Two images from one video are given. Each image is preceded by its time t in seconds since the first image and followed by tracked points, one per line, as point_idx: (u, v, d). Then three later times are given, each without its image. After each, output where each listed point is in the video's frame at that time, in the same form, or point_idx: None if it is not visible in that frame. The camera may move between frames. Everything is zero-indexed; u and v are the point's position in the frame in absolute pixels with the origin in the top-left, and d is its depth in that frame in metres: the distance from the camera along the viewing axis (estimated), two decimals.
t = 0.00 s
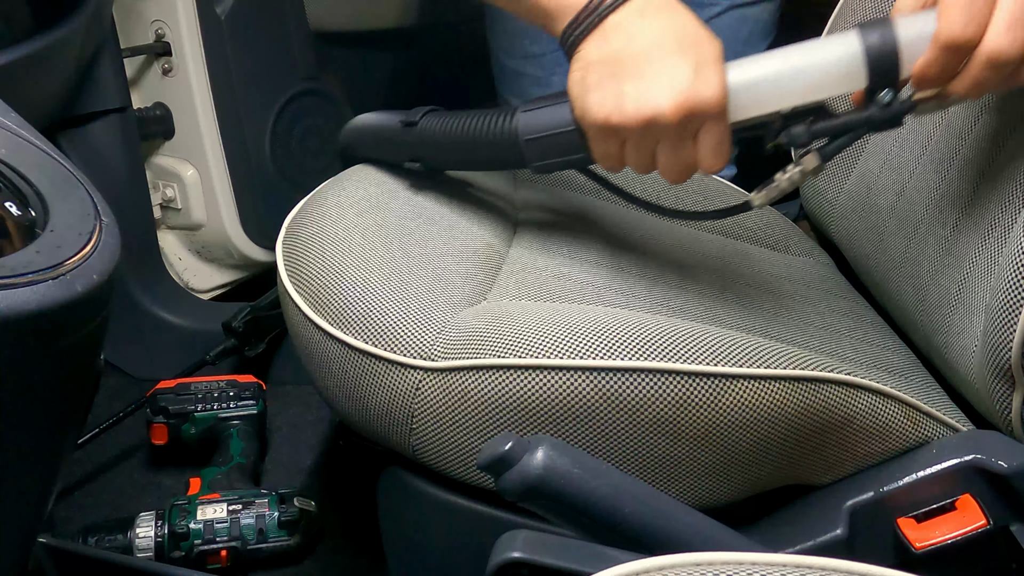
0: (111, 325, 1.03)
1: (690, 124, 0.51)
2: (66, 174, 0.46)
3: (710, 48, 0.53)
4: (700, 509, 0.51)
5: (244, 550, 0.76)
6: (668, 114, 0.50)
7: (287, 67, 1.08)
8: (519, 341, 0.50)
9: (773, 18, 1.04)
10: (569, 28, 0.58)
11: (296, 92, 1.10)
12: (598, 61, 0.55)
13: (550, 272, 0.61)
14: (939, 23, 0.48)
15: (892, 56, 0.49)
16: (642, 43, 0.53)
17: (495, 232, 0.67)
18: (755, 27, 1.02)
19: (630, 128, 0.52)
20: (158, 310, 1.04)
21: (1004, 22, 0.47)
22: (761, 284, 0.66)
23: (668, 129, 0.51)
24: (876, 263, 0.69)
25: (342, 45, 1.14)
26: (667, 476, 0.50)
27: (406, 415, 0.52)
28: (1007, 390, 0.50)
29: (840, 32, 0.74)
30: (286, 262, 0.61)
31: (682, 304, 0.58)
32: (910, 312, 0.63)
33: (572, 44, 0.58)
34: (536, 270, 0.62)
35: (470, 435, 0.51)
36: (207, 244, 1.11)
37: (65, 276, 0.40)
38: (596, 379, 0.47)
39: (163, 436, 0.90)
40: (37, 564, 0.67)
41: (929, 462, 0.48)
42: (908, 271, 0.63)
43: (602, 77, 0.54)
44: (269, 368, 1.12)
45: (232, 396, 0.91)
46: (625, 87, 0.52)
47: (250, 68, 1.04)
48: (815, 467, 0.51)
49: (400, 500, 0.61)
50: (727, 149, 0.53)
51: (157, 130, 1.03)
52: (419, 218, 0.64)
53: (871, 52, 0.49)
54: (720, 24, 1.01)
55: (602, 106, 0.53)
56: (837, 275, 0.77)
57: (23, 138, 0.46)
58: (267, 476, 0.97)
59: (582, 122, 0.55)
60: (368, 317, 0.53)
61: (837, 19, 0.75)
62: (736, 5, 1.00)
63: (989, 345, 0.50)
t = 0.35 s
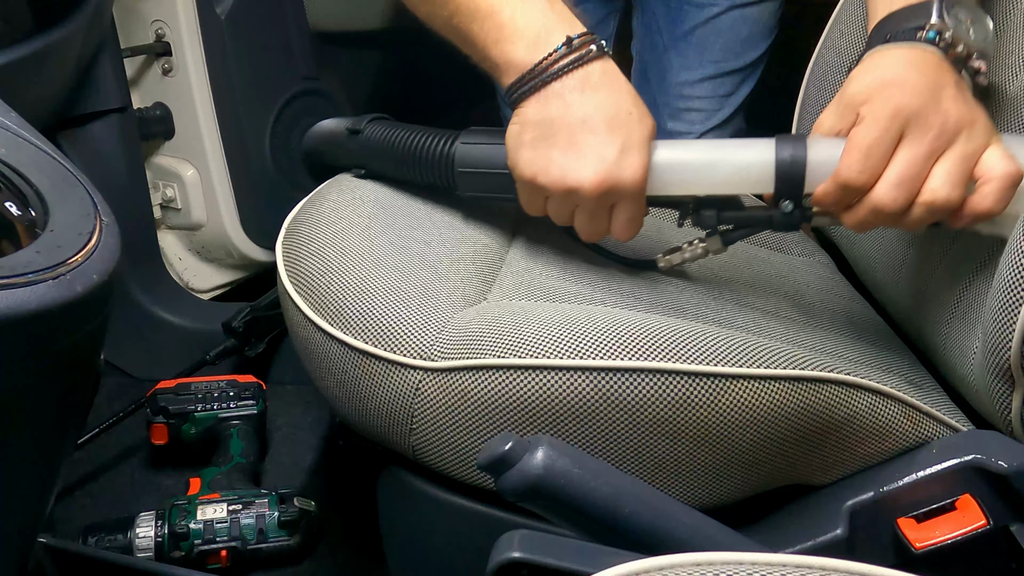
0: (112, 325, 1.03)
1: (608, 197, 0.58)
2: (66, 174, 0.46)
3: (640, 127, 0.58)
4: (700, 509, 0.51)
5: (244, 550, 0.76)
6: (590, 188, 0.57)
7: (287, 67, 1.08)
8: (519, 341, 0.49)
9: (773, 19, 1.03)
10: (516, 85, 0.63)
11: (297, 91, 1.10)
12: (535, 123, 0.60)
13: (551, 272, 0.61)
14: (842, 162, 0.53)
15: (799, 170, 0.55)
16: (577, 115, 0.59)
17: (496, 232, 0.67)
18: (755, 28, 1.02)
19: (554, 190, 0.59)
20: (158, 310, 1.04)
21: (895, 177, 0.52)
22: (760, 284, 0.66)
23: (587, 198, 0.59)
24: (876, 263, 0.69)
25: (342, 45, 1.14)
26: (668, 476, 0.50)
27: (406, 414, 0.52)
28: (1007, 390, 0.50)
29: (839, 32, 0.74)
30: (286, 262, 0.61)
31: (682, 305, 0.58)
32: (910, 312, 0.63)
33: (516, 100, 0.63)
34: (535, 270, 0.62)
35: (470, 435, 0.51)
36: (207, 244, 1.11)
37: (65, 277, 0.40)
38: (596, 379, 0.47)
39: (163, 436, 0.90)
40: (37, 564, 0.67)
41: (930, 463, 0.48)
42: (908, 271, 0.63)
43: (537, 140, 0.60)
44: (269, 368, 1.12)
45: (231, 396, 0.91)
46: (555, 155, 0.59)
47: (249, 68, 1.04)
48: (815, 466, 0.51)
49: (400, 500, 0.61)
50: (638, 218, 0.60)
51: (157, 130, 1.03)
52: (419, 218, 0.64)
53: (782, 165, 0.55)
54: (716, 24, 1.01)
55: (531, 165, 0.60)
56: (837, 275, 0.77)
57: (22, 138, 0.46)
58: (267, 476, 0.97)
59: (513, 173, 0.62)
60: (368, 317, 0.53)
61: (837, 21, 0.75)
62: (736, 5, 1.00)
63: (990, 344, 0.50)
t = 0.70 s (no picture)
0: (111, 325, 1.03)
1: (568, 203, 0.61)
2: (66, 174, 0.46)
3: (610, 141, 0.61)
4: (700, 509, 0.51)
5: (244, 550, 0.76)
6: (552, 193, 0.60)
7: (286, 67, 1.08)
8: (518, 341, 0.50)
9: (770, 17, 1.03)
10: (500, 78, 0.64)
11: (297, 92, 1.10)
12: (512, 116, 0.62)
13: (551, 272, 0.61)
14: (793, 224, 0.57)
15: (755, 219, 0.59)
16: (552, 120, 0.60)
17: (495, 232, 0.67)
18: (752, 27, 1.02)
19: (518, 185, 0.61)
20: (158, 310, 1.04)
21: (839, 256, 0.56)
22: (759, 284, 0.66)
23: (549, 203, 0.61)
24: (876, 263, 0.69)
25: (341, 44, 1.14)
26: (668, 476, 0.50)
27: (406, 414, 0.52)
28: (1007, 390, 0.49)
29: (838, 32, 0.74)
30: (286, 262, 0.61)
31: (681, 304, 0.58)
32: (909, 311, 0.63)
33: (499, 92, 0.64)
34: (535, 270, 0.62)
35: (471, 435, 0.51)
36: (207, 244, 1.11)
37: (66, 277, 0.40)
38: (596, 379, 0.47)
39: (163, 436, 0.89)
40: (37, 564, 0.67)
41: (929, 463, 0.48)
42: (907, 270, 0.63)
43: (508, 135, 0.62)
44: (269, 368, 1.12)
45: (231, 396, 0.91)
46: (524, 153, 0.61)
47: (249, 68, 1.04)
48: (815, 466, 0.51)
49: (401, 500, 0.61)
50: (597, 225, 0.63)
51: (157, 130, 1.03)
52: (419, 218, 0.64)
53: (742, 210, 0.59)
54: (714, 23, 1.01)
55: (503, 157, 0.62)
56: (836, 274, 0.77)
57: (22, 138, 0.46)
58: (267, 476, 0.97)
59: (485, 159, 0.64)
60: (368, 317, 0.53)
61: (836, 21, 0.75)
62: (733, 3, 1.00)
63: (989, 344, 0.50)
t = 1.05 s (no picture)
0: (112, 326, 1.03)
1: None
2: (66, 174, 0.46)
3: None
4: (701, 509, 0.51)
5: (244, 550, 0.76)
6: None
7: (286, 67, 1.08)
8: (519, 341, 0.50)
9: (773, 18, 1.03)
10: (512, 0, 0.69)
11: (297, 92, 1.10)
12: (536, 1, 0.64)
13: (551, 272, 0.61)
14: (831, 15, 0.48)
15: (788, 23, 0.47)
16: None
17: (495, 232, 0.67)
18: (759, 24, 1.01)
19: None
20: (159, 311, 1.04)
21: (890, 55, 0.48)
22: (759, 283, 0.66)
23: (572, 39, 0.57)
24: (876, 262, 0.69)
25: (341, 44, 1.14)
26: (668, 476, 0.50)
27: (406, 414, 0.52)
28: (1007, 390, 0.50)
29: (838, 31, 0.74)
30: (286, 262, 0.61)
31: (681, 304, 0.58)
32: (909, 311, 0.63)
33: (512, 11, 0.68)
34: (535, 270, 0.62)
35: (471, 435, 0.51)
36: (207, 244, 1.11)
37: (66, 277, 0.40)
38: (596, 379, 0.48)
39: (163, 436, 0.90)
40: (37, 564, 0.67)
41: (928, 463, 0.48)
42: (908, 269, 0.63)
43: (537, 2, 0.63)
44: (269, 368, 1.12)
45: (231, 396, 0.91)
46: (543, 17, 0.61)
47: (249, 67, 1.04)
48: (815, 466, 0.51)
49: (401, 500, 0.61)
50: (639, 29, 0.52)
51: (157, 130, 1.03)
52: (419, 217, 0.64)
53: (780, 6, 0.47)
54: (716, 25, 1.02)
55: None
56: (837, 274, 0.77)
57: (23, 139, 0.46)
58: (267, 476, 0.97)
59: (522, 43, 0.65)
60: (368, 317, 0.53)
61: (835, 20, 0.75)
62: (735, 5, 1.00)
63: (989, 343, 0.50)
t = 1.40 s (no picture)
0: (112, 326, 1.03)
1: None
2: (66, 174, 0.46)
3: None
4: (701, 509, 0.51)
5: (244, 550, 0.76)
6: None
7: (286, 66, 1.08)
8: (519, 341, 0.50)
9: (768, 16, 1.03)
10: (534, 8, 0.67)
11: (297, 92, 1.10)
12: None
13: (551, 272, 0.61)
14: None
15: None
16: None
17: (495, 232, 0.67)
18: (752, 27, 1.02)
19: None
20: (159, 311, 1.04)
21: None
22: (759, 283, 0.66)
23: None
24: (876, 261, 0.69)
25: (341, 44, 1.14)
26: (668, 476, 0.50)
27: (406, 414, 0.52)
28: (1007, 390, 0.50)
29: (839, 31, 0.74)
30: (286, 261, 0.61)
31: (682, 305, 0.58)
32: (909, 311, 0.63)
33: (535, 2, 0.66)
34: (535, 270, 0.62)
35: (471, 435, 0.51)
36: (207, 244, 1.11)
37: (66, 277, 0.40)
38: (596, 379, 0.48)
39: (163, 436, 0.90)
40: (37, 565, 0.67)
41: (929, 463, 0.48)
42: (908, 269, 0.63)
43: None
44: (269, 368, 1.12)
45: (231, 396, 0.91)
46: None
47: (250, 67, 1.04)
48: (815, 467, 0.51)
49: (400, 500, 0.61)
50: None
51: (157, 130, 1.03)
52: (419, 217, 0.64)
53: None
54: (714, 23, 1.02)
55: None
56: (838, 274, 0.77)
57: (22, 139, 0.46)
58: (267, 476, 0.97)
59: None
60: (368, 317, 0.53)
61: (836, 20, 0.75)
62: (732, 4, 1.00)
63: (989, 343, 0.50)
